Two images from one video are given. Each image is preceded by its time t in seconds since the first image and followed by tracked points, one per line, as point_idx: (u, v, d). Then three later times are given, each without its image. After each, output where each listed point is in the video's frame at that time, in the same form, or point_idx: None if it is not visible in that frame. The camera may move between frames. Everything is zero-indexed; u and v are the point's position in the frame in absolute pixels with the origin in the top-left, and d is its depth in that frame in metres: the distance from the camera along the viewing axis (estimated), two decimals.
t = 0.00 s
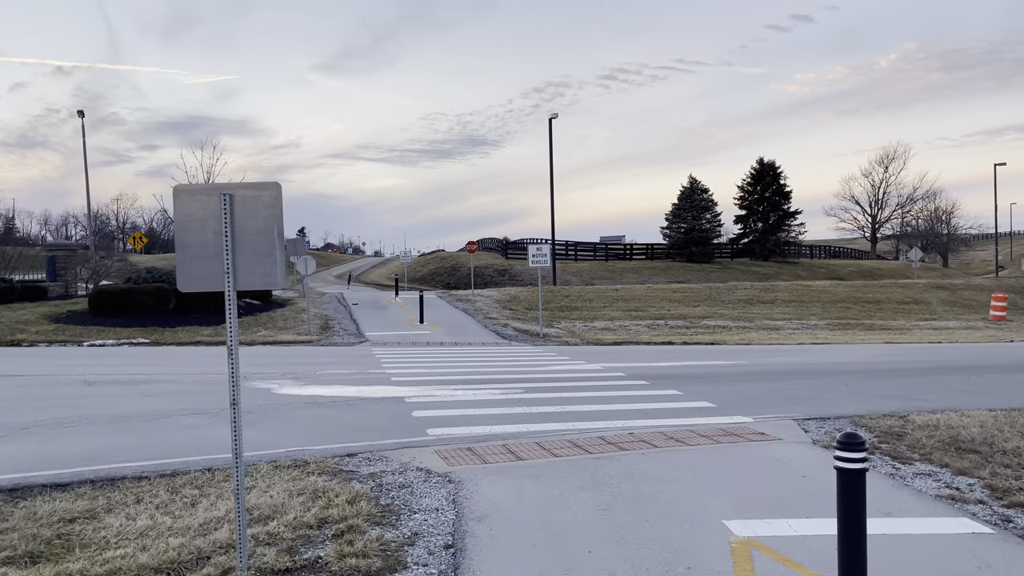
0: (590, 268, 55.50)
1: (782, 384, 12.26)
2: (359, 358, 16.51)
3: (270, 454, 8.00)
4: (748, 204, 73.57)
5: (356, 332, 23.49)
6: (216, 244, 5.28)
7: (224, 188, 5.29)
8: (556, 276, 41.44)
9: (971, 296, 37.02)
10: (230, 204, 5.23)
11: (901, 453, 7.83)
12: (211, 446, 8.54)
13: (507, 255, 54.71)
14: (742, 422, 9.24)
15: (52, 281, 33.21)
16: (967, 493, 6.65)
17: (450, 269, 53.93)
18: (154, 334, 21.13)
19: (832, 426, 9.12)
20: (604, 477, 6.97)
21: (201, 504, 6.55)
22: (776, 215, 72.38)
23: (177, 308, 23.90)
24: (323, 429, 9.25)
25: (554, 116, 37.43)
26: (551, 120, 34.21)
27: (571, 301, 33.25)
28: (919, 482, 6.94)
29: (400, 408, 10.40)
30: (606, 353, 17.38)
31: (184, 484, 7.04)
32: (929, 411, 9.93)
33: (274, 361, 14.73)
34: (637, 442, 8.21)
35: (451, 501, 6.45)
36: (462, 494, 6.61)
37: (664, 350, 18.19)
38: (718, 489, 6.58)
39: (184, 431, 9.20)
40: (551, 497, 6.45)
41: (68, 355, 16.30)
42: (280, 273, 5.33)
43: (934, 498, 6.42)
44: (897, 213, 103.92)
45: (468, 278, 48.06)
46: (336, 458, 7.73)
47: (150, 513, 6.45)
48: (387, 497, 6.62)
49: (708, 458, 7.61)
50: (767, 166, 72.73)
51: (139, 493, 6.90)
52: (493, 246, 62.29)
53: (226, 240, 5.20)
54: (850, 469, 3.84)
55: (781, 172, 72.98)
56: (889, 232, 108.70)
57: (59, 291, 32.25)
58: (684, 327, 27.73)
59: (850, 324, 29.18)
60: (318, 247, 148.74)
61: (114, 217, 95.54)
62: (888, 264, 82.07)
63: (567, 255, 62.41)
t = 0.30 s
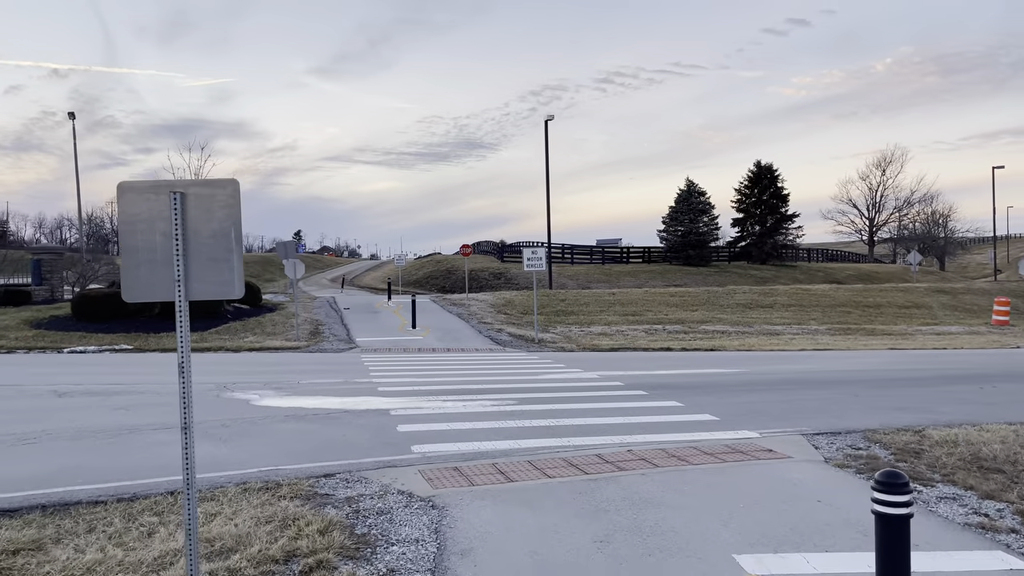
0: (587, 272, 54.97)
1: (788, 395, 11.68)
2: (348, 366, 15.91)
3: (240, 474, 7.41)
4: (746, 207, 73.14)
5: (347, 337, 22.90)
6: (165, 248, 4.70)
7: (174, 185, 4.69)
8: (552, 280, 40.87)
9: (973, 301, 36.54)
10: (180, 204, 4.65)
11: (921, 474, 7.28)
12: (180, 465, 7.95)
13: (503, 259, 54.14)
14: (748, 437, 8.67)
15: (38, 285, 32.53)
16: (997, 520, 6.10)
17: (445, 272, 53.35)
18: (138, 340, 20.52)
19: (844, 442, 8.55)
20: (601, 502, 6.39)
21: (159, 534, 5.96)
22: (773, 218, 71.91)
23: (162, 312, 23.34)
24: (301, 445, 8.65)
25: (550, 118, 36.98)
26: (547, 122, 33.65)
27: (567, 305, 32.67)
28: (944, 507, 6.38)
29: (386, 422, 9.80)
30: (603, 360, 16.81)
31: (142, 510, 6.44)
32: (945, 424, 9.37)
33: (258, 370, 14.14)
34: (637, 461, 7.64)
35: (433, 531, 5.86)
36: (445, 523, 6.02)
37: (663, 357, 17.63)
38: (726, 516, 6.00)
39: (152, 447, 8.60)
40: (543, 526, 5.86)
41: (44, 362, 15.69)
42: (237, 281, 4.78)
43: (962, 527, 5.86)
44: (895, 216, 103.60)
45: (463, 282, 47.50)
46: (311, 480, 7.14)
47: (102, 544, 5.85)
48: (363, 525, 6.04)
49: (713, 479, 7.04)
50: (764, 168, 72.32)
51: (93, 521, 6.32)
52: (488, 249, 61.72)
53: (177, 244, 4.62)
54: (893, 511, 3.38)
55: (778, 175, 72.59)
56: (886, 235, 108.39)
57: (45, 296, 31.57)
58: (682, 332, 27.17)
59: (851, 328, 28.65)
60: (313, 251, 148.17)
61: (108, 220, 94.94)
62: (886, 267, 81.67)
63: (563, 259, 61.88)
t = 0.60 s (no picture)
0: (584, 275, 54.45)
1: (796, 404, 11.11)
2: (336, 372, 15.33)
3: (209, 494, 6.82)
4: (744, 210, 72.74)
5: (338, 342, 22.32)
6: (106, 247, 4.13)
7: (116, 176, 4.12)
8: (549, 284, 40.26)
9: (975, 304, 36.06)
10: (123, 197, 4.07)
11: (946, 494, 6.72)
12: (146, 483, 7.36)
13: (500, 262, 53.61)
14: (757, 452, 8.09)
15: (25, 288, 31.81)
16: None
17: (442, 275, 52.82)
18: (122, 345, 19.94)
19: (859, 457, 7.93)
20: (600, 528, 5.82)
21: (111, 566, 5.37)
22: (772, 221, 71.62)
23: (149, 316, 22.77)
24: (278, 460, 8.07)
25: (548, 120, 36.50)
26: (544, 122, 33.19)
27: (564, 309, 32.12)
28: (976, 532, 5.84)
29: (371, 434, 9.22)
30: (601, 367, 16.27)
31: (97, 538, 5.86)
32: (965, 437, 8.81)
33: (240, 379, 13.53)
34: (638, 479, 7.07)
35: (415, 562, 5.29)
36: (429, 552, 5.45)
37: (663, 363, 17.09)
38: (737, 544, 5.45)
39: (118, 463, 8.00)
40: (537, 556, 5.30)
41: (20, 369, 15.08)
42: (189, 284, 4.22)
43: (1001, 557, 5.32)
44: (893, 219, 103.28)
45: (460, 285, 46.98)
46: (284, 502, 6.57)
47: None
48: (339, 554, 5.47)
49: (722, 500, 6.48)
50: (763, 171, 71.91)
51: (41, 549, 5.73)
52: (485, 253, 61.16)
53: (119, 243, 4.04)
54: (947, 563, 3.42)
55: (776, 178, 72.19)
56: (884, 238, 108.05)
57: (31, 300, 30.86)
58: (682, 337, 26.62)
59: (854, 333, 28.12)
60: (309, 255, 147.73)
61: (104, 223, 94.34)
62: (885, 271, 81.27)
63: (560, 262, 61.35)
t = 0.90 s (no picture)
0: (583, 278, 53.91)
1: (808, 412, 10.54)
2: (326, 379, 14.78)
3: (177, 515, 6.25)
4: (744, 213, 72.33)
5: (331, 347, 21.73)
6: (37, 243, 3.58)
7: (48, 160, 3.57)
8: (548, 287, 39.67)
9: (980, 308, 35.56)
10: (56, 183, 3.53)
11: (980, 514, 6.17)
12: (111, 501, 6.78)
13: (498, 265, 53.07)
14: (771, 467, 7.53)
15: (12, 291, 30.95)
16: None
17: (439, 278, 52.27)
18: (107, 350, 19.38)
19: (880, 472, 7.39)
20: (604, 555, 5.26)
21: None
22: (772, 224, 71.20)
23: (136, 320, 22.17)
24: (257, 475, 7.50)
25: (546, 122, 35.99)
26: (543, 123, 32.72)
27: (562, 312, 31.56)
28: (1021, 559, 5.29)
29: (357, 446, 8.63)
30: (601, 373, 15.71)
31: (47, 567, 5.28)
32: (992, 449, 8.26)
33: (225, 386, 12.95)
34: (644, 497, 6.51)
35: None
36: None
37: (666, 368, 16.53)
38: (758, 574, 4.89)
39: (83, 478, 7.42)
40: None
41: None
42: (133, 285, 3.67)
43: None
44: (892, 222, 102.93)
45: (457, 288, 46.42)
46: (258, 524, 5.99)
47: None
48: None
49: (738, 522, 5.91)
50: (762, 173, 71.47)
51: None
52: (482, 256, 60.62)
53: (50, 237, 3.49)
54: None
55: (776, 180, 71.78)
56: (884, 241, 107.67)
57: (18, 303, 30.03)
58: (683, 341, 26.09)
59: (858, 337, 27.58)
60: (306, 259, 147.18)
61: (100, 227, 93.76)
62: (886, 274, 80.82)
63: (559, 265, 60.82)
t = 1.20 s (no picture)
0: (582, 282, 53.30)
1: (824, 427, 9.93)
2: (316, 389, 14.15)
3: (138, 549, 5.65)
4: (744, 217, 71.82)
5: (324, 354, 21.12)
6: None
7: None
8: (547, 292, 39.03)
9: (986, 313, 34.94)
10: None
11: None
12: (69, 531, 6.17)
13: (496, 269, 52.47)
14: (790, 491, 6.94)
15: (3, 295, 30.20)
16: None
17: (437, 282, 51.63)
18: (92, 358, 18.81)
19: (909, 497, 6.80)
20: None
21: None
22: (772, 228, 70.67)
23: (123, 326, 21.55)
24: (233, 500, 6.90)
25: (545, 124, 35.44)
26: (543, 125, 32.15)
27: (562, 318, 30.94)
28: None
29: (344, 466, 8.03)
30: (603, 382, 15.11)
31: None
32: None
33: (208, 398, 12.34)
34: (655, 528, 5.92)
35: None
36: None
37: (669, 377, 15.91)
38: None
39: (43, 504, 6.82)
40: None
41: None
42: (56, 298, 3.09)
43: None
44: (893, 226, 102.46)
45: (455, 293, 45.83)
46: (226, 560, 5.39)
47: None
48: None
49: (761, 558, 5.32)
50: (763, 177, 70.90)
51: None
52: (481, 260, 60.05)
53: None
54: None
55: (777, 184, 71.25)
56: (885, 245, 107.12)
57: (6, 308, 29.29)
58: (685, 347, 25.49)
59: (864, 343, 27.00)
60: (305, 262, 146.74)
61: (98, 230, 93.20)
62: (887, 278, 80.28)
63: (558, 269, 60.25)
